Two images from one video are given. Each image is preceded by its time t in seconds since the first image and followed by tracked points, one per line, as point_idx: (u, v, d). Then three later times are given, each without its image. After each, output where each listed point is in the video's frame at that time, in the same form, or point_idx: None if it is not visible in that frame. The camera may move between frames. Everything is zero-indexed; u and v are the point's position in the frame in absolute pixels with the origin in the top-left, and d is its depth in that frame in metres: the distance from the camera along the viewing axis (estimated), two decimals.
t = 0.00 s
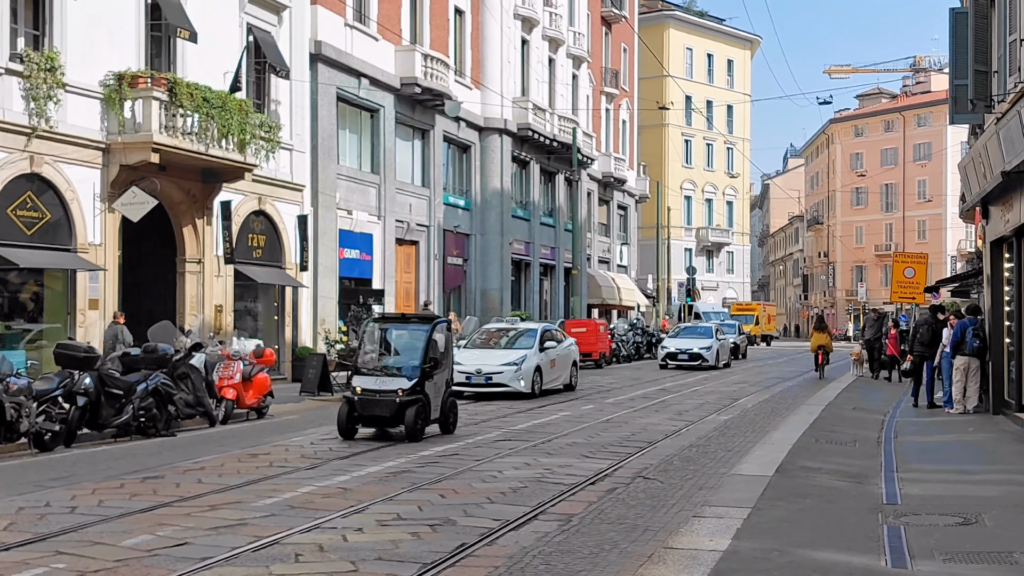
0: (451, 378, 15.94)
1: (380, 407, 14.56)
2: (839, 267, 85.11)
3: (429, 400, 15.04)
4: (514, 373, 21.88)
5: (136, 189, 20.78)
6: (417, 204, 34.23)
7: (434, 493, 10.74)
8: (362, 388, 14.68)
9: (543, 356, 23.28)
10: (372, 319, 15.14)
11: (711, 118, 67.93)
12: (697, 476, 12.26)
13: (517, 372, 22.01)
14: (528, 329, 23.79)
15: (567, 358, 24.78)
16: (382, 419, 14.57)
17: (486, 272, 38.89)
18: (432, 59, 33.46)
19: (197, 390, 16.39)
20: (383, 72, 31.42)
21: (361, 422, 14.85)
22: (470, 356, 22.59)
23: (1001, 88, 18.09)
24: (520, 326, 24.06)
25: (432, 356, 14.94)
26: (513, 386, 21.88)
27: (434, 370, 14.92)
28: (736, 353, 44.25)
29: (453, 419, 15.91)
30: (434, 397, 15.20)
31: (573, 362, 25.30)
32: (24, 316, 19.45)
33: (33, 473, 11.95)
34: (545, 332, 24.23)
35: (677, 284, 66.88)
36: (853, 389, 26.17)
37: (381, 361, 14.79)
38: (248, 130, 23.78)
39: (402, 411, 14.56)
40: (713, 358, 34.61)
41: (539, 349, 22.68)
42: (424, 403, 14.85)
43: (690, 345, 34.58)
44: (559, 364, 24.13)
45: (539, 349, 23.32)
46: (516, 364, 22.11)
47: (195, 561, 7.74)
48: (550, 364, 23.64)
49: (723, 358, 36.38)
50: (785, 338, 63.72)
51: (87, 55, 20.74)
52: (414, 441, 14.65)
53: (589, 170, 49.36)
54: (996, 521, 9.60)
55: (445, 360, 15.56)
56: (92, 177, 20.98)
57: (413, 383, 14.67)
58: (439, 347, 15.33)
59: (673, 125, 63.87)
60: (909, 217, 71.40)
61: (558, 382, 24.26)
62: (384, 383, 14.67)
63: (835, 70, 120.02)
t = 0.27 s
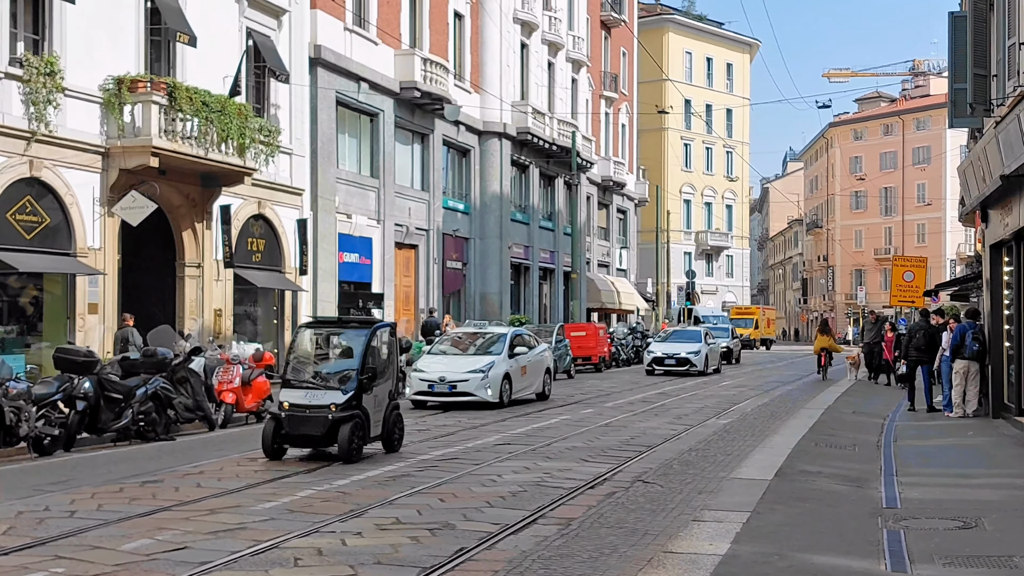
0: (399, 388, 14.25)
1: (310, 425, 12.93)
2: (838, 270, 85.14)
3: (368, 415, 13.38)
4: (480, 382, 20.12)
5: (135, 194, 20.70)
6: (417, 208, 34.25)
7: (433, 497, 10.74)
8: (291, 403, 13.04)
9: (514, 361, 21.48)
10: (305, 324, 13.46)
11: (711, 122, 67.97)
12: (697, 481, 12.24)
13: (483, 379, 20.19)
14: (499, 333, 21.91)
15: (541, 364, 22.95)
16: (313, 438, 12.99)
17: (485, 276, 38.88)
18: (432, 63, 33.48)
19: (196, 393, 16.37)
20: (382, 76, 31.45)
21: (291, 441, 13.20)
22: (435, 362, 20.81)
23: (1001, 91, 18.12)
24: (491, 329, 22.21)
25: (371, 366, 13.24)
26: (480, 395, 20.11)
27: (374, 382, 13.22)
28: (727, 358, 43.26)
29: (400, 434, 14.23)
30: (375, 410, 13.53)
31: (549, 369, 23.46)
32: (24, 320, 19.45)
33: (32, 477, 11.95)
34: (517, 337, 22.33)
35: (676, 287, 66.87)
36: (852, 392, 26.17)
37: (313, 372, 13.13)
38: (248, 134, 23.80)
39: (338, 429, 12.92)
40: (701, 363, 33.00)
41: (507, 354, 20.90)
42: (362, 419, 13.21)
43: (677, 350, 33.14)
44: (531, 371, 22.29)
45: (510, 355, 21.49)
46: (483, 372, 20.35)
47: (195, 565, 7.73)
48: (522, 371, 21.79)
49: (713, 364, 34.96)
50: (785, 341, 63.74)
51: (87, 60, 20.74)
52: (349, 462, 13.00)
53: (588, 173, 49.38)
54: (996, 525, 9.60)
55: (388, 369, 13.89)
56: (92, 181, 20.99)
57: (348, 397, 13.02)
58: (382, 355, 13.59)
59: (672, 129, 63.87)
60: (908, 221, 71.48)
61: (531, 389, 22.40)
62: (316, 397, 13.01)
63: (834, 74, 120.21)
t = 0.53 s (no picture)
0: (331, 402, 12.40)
1: (221, 446, 11.03)
2: (837, 274, 85.15)
3: (290, 432, 11.52)
4: (441, 392, 18.43)
5: (135, 198, 20.78)
6: (417, 212, 34.27)
7: (433, 501, 10.74)
8: (199, 419, 11.14)
9: (479, 369, 19.65)
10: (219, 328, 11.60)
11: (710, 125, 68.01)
12: (697, 484, 12.24)
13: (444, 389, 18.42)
14: (464, 338, 20.06)
15: (511, 371, 21.10)
16: (223, 461, 11.07)
17: (485, 280, 38.87)
18: (431, 67, 33.48)
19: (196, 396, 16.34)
20: (382, 80, 31.48)
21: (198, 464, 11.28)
22: (393, 369, 19.04)
23: (1000, 95, 18.14)
24: (455, 332, 20.36)
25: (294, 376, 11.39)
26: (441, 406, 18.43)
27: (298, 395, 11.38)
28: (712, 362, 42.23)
29: (331, 455, 12.38)
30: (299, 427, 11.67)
31: (519, 376, 21.61)
32: (23, 324, 19.45)
33: (32, 481, 11.96)
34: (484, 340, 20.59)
35: (676, 291, 66.87)
36: (852, 395, 26.17)
37: (226, 384, 11.27)
38: (248, 138, 23.80)
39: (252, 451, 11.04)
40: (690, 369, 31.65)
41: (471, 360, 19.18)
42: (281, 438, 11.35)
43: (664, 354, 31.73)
44: (500, 378, 20.48)
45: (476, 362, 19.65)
46: (444, 381, 18.60)
47: (194, 570, 7.72)
48: (489, 379, 20.04)
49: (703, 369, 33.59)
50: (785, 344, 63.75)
51: (86, 63, 20.75)
52: (265, 488, 11.13)
53: (587, 177, 49.38)
54: (996, 528, 9.59)
55: (316, 380, 12.02)
56: (92, 185, 21.00)
57: (266, 412, 11.15)
58: (306, 366, 11.72)
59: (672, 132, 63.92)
60: (908, 224, 71.54)
61: (500, 398, 20.56)
62: (228, 413, 11.13)
63: (833, 77, 120.35)
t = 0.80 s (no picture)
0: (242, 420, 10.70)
1: (103, 471, 9.35)
2: (837, 277, 85.16)
3: (189, 455, 9.79)
4: (395, 403, 16.85)
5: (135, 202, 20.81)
6: (417, 216, 34.28)
7: (432, 506, 10.73)
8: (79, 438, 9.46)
9: (438, 377, 18.05)
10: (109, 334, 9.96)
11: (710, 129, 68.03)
12: (697, 488, 12.23)
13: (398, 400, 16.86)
14: (421, 344, 18.51)
15: (475, 379, 19.51)
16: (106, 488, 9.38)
17: (485, 284, 38.88)
18: (431, 71, 33.50)
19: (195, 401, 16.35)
20: (382, 84, 31.49)
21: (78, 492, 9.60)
22: (342, 380, 17.46)
23: (999, 99, 18.13)
24: (411, 338, 18.85)
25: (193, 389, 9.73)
26: (393, 420, 16.87)
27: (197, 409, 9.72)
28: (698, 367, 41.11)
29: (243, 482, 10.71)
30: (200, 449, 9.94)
31: (485, 384, 20.01)
32: (23, 328, 19.47)
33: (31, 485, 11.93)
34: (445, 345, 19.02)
35: (677, 295, 66.86)
36: (852, 399, 26.18)
37: (116, 397, 9.62)
38: (248, 142, 23.81)
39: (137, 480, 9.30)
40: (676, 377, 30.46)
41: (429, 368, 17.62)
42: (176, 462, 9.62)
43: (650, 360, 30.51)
44: (461, 387, 18.89)
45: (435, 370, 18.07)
46: (399, 390, 17.06)
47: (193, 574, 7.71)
48: (450, 388, 18.46)
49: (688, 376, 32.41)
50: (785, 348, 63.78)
51: (86, 68, 20.77)
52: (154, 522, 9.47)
53: (587, 181, 49.38)
54: (997, 533, 9.58)
55: (223, 394, 10.27)
56: (91, 190, 21.00)
57: (158, 430, 9.48)
58: (211, 375, 10.04)
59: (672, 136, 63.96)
60: (908, 228, 71.59)
61: (462, 408, 18.96)
62: (113, 432, 9.45)
63: (833, 81, 120.46)
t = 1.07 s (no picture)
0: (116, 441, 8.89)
1: None
2: (837, 280, 85.20)
3: (46, 485, 7.93)
4: (337, 416, 15.13)
5: (134, 206, 20.83)
6: (416, 220, 34.32)
7: (432, 510, 10.73)
8: None
9: (390, 387, 16.39)
10: None
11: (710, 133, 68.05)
12: (697, 492, 12.23)
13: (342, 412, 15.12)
14: (372, 352, 16.85)
15: (433, 390, 17.85)
16: None
17: (484, 288, 38.89)
18: (430, 75, 33.52)
19: (196, 405, 16.39)
20: (381, 89, 31.52)
21: None
22: (282, 390, 15.71)
23: (998, 102, 18.15)
24: (361, 346, 17.19)
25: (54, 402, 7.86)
26: (335, 435, 15.12)
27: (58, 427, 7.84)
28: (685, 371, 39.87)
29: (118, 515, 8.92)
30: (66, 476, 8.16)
31: (443, 396, 18.32)
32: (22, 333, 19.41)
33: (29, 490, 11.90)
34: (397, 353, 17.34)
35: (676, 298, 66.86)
36: (852, 402, 26.18)
37: None
38: (247, 147, 23.83)
39: None
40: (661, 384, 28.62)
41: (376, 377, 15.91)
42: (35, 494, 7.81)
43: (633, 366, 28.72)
44: (417, 398, 17.20)
45: (386, 379, 16.39)
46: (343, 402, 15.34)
47: None
48: (402, 399, 16.74)
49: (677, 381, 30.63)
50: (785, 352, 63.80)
51: (85, 73, 20.78)
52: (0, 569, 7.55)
53: (587, 185, 49.36)
54: (996, 536, 9.58)
55: (96, 411, 8.51)
56: (91, 194, 21.01)
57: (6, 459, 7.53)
58: (73, 388, 8.21)
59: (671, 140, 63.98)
60: (907, 231, 71.65)
61: (418, 421, 17.26)
62: None
63: (833, 85, 120.59)
